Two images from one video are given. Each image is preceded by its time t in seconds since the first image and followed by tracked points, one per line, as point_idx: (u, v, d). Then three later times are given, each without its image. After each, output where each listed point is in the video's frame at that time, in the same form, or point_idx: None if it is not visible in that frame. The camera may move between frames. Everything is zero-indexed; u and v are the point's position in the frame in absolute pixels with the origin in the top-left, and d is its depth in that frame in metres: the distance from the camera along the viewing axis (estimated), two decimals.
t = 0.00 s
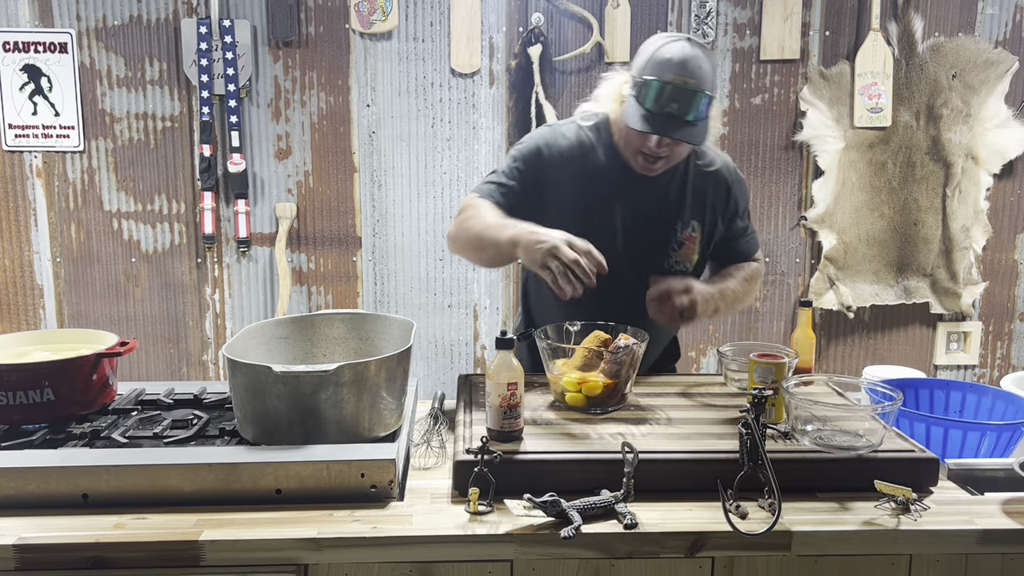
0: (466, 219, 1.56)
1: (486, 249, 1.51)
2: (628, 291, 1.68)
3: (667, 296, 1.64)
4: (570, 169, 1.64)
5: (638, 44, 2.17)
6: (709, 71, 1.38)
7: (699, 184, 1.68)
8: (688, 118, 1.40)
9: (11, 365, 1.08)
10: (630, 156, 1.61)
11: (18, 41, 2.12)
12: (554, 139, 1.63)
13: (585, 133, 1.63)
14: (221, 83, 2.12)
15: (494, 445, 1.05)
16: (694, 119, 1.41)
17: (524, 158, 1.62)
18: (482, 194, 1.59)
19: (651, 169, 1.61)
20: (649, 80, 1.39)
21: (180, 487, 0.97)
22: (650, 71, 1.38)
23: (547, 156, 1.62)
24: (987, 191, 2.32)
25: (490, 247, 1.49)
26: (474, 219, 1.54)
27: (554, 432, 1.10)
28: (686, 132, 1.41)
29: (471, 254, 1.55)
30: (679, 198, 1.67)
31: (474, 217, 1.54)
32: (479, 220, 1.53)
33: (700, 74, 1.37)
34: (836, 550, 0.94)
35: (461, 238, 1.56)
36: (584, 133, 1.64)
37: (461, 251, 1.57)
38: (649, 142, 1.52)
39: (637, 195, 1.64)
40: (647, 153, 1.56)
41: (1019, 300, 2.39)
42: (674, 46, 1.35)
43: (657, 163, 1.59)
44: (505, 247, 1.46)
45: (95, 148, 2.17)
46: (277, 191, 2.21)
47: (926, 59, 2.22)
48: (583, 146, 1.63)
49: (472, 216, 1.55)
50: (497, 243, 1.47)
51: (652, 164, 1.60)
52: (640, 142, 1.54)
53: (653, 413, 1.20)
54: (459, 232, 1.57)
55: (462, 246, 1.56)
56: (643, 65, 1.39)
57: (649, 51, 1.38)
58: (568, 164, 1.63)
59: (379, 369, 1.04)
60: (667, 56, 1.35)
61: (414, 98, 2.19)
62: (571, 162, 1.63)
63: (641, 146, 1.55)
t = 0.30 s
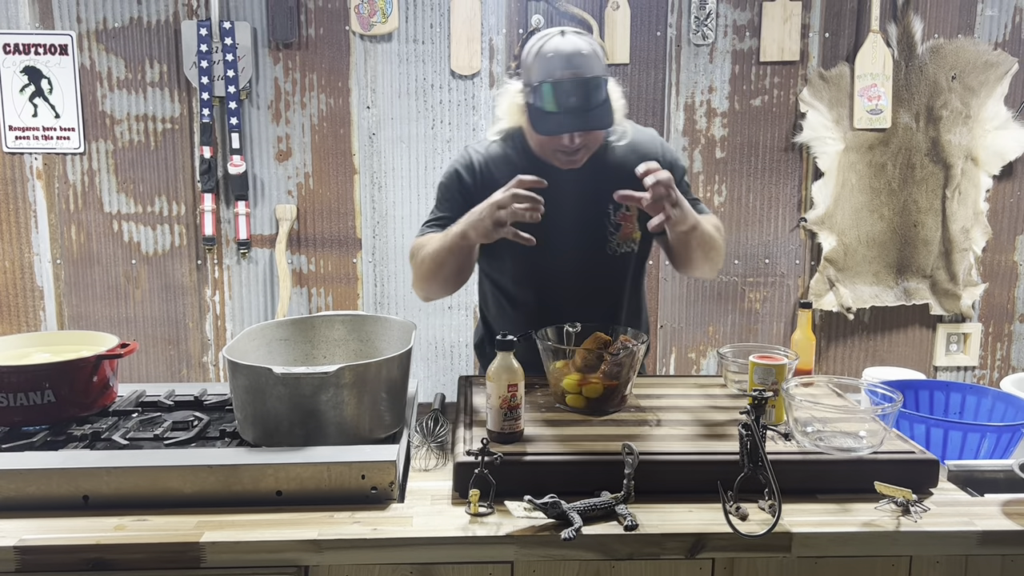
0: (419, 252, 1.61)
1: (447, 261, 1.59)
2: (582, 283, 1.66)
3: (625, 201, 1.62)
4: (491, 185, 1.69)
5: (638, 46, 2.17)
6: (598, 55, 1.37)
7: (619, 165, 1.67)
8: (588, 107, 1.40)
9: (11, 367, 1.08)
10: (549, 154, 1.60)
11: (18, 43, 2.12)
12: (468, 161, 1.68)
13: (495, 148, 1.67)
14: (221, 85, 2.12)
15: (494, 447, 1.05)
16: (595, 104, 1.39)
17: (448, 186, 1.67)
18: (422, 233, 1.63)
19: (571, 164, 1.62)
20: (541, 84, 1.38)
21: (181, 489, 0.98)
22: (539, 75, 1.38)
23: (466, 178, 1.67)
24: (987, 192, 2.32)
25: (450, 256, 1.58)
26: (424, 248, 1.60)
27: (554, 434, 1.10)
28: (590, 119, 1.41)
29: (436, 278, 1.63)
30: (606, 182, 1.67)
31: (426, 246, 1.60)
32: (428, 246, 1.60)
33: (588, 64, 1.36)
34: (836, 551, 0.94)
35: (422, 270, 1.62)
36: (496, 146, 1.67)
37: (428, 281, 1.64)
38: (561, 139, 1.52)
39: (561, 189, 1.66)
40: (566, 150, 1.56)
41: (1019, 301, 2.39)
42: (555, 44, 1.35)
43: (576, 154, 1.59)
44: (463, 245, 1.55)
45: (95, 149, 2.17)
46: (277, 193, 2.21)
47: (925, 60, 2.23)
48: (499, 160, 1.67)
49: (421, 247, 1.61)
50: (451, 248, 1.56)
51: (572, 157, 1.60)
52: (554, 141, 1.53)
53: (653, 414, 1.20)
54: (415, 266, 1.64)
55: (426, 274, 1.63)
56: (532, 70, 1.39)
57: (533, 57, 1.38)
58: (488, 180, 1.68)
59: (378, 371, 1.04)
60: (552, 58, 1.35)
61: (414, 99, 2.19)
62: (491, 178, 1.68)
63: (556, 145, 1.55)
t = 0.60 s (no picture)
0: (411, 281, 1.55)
1: (436, 287, 1.49)
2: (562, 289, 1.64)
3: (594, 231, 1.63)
4: (460, 204, 1.64)
5: (637, 48, 2.18)
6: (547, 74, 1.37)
7: (580, 169, 1.65)
8: (544, 126, 1.37)
9: (11, 368, 1.08)
10: (515, 173, 1.57)
11: (18, 44, 2.13)
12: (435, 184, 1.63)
13: (459, 169, 1.64)
14: (221, 86, 2.12)
15: (494, 448, 1.05)
16: (550, 122, 1.37)
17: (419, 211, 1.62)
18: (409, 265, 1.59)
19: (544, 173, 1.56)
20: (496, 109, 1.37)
21: (181, 490, 0.98)
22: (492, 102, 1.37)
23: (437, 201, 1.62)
24: (987, 193, 2.33)
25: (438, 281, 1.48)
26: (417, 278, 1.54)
27: (553, 436, 1.10)
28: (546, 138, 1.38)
29: (430, 305, 1.53)
30: (575, 184, 1.65)
31: (418, 275, 1.54)
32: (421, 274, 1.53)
33: (535, 84, 1.35)
34: (836, 552, 0.94)
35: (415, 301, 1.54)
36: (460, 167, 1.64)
37: (424, 312, 1.55)
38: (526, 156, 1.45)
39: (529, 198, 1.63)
40: (531, 167, 1.51)
41: (1019, 302, 2.40)
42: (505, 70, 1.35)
43: (543, 169, 1.54)
44: (451, 268, 1.45)
45: (95, 151, 2.17)
46: (277, 194, 2.21)
47: (925, 61, 2.23)
48: (465, 179, 1.63)
49: (415, 277, 1.55)
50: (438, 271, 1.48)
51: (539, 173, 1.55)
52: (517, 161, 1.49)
53: (652, 415, 1.20)
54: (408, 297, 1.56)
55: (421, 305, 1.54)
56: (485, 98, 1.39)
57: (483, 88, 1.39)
58: (456, 200, 1.64)
59: (378, 372, 1.05)
60: (503, 84, 1.35)
61: (414, 101, 2.19)
62: (460, 197, 1.64)
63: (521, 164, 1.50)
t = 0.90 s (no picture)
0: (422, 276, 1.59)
1: (443, 295, 1.55)
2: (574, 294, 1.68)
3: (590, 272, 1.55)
4: (483, 205, 1.65)
5: (636, 49, 2.18)
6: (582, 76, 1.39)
7: (602, 177, 1.66)
8: (572, 123, 1.38)
9: (11, 370, 1.08)
10: (539, 170, 1.58)
11: (18, 46, 2.13)
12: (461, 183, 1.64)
13: (487, 167, 1.65)
14: (221, 88, 2.12)
15: (494, 449, 1.05)
16: (579, 121, 1.38)
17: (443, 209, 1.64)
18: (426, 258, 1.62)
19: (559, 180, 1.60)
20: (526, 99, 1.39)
21: (181, 491, 0.98)
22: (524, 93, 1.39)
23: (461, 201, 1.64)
24: (986, 194, 2.33)
25: (447, 291, 1.55)
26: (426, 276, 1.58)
27: (553, 436, 1.10)
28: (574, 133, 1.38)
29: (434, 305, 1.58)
30: (597, 192, 1.66)
31: (433, 274, 1.57)
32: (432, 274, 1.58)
33: (566, 81, 1.37)
34: (835, 552, 0.94)
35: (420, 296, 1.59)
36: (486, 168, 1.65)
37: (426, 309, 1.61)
38: (548, 151, 1.46)
39: (548, 204, 1.65)
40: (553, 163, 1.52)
41: (1018, 303, 2.40)
42: (543, 64, 1.37)
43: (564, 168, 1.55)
44: (462, 284, 1.53)
45: (95, 153, 2.17)
46: (276, 195, 2.21)
47: (923, 62, 2.23)
48: (490, 180, 1.64)
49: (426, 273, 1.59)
50: (451, 281, 1.55)
51: (560, 172, 1.57)
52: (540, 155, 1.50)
53: (652, 416, 1.20)
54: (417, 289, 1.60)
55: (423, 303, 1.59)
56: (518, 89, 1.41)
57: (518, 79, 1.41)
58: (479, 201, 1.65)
59: (378, 373, 1.05)
60: (537, 76, 1.37)
61: (413, 102, 2.19)
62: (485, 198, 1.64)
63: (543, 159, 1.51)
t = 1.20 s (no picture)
0: (438, 226, 1.62)
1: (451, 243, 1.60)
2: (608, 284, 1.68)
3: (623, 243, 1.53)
4: (520, 182, 1.67)
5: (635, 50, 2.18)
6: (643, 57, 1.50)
7: (639, 166, 1.69)
8: (627, 93, 1.49)
9: (11, 372, 1.08)
10: (579, 143, 1.61)
11: (18, 48, 2.13)
12: (502, 157, 1.67)
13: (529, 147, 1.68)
14: (220, 89, 2.12)
15: (493, 450, 1.05)
16: (634, 94, 1.50)
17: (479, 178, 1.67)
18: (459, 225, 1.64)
19: (593, 159, 1.65)
20: (590, 62, 1.48)
21: (180, 493, 0.98)
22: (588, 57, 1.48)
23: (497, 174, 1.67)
24: (985, 195, 2.33)
25: (457, 238, 1.58)
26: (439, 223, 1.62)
27: (553, 438, 1.10)
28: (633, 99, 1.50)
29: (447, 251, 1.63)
30: (632, 182, 1.69)
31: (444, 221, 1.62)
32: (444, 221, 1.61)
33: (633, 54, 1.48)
34: (834, 554, 0.94)
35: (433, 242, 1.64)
36: (529, 146, 1.68)
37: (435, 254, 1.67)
38: (598, 118, 1.53)
39: (586, 188, 1.67)
40: (598, 134, 1.56)
41: (1017, 303, 2.40)
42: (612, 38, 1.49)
43: (604, 147, 1.59)
44: (473, 235, 1.55)
45: (95, 154, 2.17)
46: (276, 197, 2.22)
47: (922, 63, 2.24)
48: (531, 158, 1.67)
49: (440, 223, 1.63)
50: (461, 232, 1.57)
51: (599, 152, 1.61)
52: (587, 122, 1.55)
53: (651, 417, 1.21)
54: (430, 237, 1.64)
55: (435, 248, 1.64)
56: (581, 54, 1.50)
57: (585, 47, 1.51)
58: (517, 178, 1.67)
59: (378, 375, 1.05)
60: (602, 44, 1.48)
61: (413, 103, 2.19)
62: (524, 175, 1.66)
63: (589, 127, 1.55)
